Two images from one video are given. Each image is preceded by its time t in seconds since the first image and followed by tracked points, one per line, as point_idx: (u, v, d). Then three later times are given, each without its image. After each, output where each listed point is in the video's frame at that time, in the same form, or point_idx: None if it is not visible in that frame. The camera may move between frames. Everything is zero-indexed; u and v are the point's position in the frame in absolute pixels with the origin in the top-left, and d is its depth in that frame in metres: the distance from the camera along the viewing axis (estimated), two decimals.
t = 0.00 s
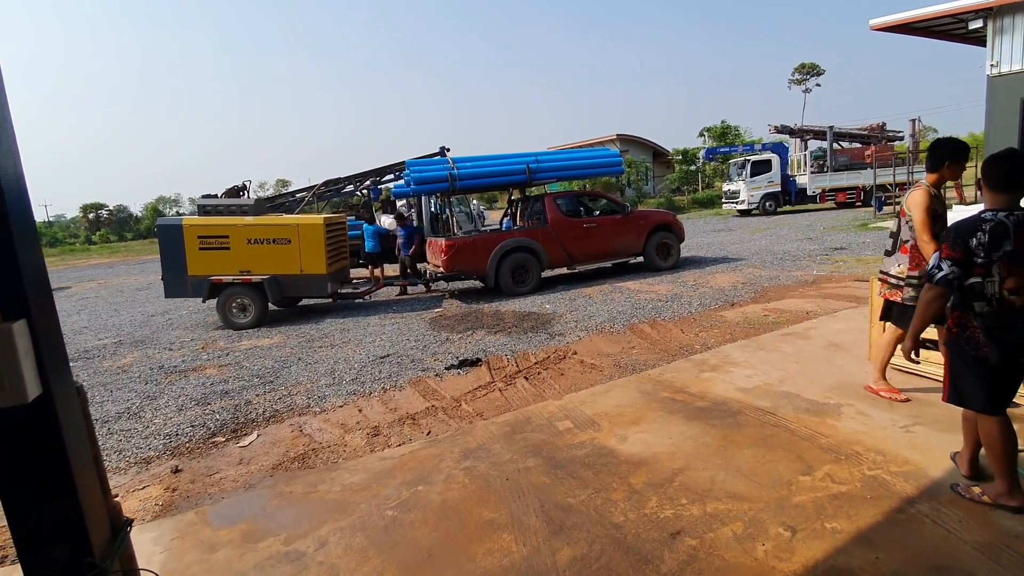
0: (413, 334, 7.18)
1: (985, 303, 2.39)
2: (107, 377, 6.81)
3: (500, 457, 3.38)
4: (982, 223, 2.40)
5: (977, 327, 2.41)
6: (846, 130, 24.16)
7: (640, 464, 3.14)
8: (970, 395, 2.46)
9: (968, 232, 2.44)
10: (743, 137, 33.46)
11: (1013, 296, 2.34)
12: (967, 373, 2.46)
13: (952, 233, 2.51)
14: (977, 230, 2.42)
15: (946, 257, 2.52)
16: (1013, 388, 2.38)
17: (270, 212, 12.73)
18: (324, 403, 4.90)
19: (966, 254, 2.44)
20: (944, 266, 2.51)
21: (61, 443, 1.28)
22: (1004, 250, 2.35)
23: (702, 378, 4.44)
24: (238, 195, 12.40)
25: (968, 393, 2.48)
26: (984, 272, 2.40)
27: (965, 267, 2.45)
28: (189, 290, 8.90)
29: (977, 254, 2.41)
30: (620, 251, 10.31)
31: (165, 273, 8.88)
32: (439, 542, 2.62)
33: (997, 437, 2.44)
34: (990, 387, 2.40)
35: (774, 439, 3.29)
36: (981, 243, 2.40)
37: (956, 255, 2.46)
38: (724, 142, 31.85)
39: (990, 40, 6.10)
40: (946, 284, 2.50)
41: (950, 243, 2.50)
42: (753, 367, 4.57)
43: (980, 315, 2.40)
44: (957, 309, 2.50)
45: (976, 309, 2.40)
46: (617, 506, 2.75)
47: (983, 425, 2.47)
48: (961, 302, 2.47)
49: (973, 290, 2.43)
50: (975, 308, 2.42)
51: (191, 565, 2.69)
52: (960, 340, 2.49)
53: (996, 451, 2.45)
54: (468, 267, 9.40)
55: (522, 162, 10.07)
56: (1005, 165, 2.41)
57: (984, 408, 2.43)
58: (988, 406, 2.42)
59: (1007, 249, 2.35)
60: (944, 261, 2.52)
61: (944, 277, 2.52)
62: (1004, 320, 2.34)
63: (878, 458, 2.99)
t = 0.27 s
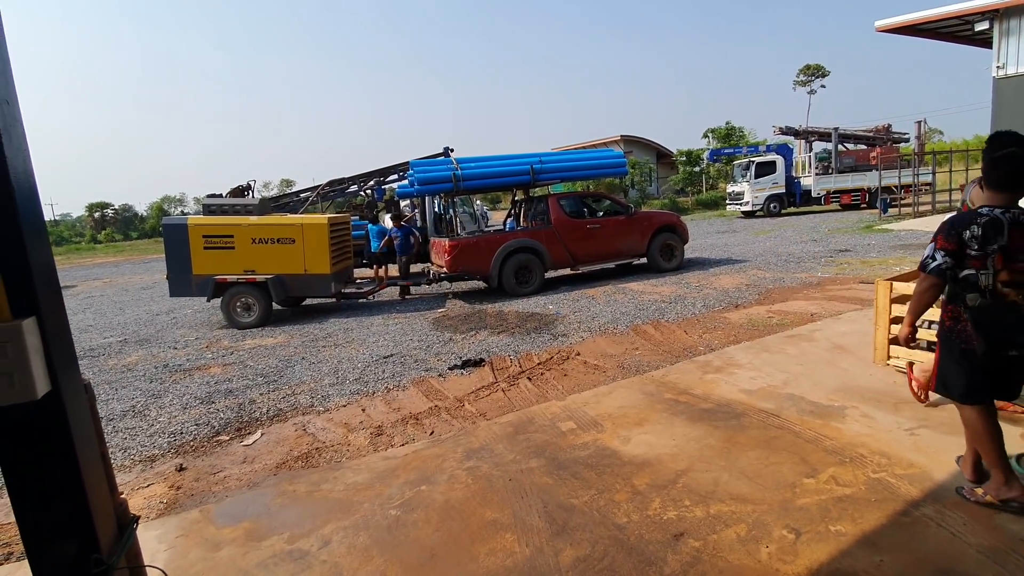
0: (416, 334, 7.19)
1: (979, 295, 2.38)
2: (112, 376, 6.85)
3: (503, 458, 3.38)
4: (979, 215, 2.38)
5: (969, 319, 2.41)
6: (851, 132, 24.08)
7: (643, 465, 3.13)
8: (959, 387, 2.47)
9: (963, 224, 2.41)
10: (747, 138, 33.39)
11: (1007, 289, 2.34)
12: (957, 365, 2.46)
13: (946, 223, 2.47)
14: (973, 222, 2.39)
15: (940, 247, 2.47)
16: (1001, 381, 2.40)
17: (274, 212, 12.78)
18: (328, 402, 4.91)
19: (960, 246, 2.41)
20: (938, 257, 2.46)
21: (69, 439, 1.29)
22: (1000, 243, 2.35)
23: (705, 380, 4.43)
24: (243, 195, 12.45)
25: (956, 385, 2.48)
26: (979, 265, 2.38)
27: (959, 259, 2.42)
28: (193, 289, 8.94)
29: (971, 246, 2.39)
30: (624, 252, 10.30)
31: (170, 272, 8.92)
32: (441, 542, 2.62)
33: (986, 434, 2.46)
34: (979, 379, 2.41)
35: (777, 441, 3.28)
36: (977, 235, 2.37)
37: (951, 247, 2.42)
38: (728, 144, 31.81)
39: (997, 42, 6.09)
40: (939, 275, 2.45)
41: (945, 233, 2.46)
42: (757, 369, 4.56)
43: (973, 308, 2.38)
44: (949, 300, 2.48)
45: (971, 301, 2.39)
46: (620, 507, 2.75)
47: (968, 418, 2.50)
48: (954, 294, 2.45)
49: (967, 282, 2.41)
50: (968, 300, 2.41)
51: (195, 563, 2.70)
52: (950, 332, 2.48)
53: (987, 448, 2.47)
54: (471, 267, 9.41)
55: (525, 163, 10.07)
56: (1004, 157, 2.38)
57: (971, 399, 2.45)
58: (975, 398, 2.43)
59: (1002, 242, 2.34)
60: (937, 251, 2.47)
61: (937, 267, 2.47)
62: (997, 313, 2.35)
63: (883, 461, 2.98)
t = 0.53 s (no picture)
0: (420, 334, 7.20)
1: (969, 290, 2.55)
2: (117, 374, 6.89)
3: (507, 458, 3.38)
4: (972, 215, 2.57)
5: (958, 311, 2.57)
6: (856, 133, 23.98)
7: (647, 466, 3.13)
8: (946, 376, 2.61)
9: (956, 223, 2.59)
10: (751, 139, 33.29)
11: (995, 284, 2.52)
12: (945, 355, 2.60)
13: (939, 223, 2.65)
14: (965, 222, 2.58)
15: (934, 245, 2.65)
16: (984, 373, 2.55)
17: (279, 212, 12.82)
18: (331, 401, 4.93)
19: (953, 243, 2.59)
20: (932, 253, 2.63)
21: (76, 436, 1.30)
22: (990, 242, 2.53)
23: (709, 381, 4.41)
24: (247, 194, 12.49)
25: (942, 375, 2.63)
26: (970, 261, 2.56)
27: (951, 255, 2.60)
28: (198, 288, 8.98)
29: (964, 243, 2.57)
30: (627, 252, 10.29)
31: (175, 271, 8.96)
32: (444, 541, 2.62)
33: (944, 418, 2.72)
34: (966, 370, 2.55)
35: (782, 443, 3.27)
36: (969, 234, 2.55)
37: (946, 243, 2.59)
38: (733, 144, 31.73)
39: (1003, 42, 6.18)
40: (933, 269, 2.61)
41: (938, 231, 2.64)
42: (761, 371, 4.54)
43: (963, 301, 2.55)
44: (940, 294, 2.65)
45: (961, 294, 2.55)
46: (623, 507, 2.74)
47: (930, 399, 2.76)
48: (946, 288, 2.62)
49: (958, 277, 2.59)
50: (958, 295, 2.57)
51: (200, 561, 2.71)
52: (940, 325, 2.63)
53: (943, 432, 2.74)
54: (475, 267, 9.42)
55: (529, 163, 10.07)
56: (998, 164, 2.55)
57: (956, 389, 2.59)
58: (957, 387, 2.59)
59: (991, 242, 2.53)
60: (932, 248, 2.64)
61: (931, 263, 2.63)
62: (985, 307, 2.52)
63: (889, 463, 2.96)
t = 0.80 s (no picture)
0: (426, 333, 7.20)
1: (952, 288, 2.73)
2: (127, 372, 6.95)
3: (512, 458, 3.38)
4: (951, 219, 2.72)
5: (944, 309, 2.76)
6: (865, 132, 23.78)
7: (653, 466, 3.11)
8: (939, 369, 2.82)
9: (936, 226, 2.76)
10: (759, 138, 33.09)
11: (977, 280, 2.69)
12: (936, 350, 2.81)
13: (922, 226, 2.83)
14: (945, 224, 2.74)
15: (917, 248, 2.82)
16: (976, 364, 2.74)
17: (286, 212, 12.89)
18: (338, 400, 4.94)
19: (935, 246, 2.76)
20: (916, 256, 2.81)
21: (85, 434, 1.31)
22: (969, 242, 2.68)
23: (716, 381, 4.39)
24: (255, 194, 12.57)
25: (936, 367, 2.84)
26: (951, 260, 2.72)
27: (933, 257, 2.78)
28: (206, 287, 9.04)
29: (944, 245, 2.73)
30: (633, 252, 10.26)
31: (184, 270, 9.04)
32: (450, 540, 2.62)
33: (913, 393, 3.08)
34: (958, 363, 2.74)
35: (789, 444, 3.24)
36: (949, 236, 2.72)
37: (927, 247, 2.76)
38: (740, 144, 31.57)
39: (1015, 40, 6.28)
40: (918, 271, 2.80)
41: (920, 235, 2.81)
42: (768, 371, 4.51)
43: (947, 299, 2.73)
44: (927, 293, 2.84)
45: (945, 293, 2.74)
46: (629, 508, 2.73)
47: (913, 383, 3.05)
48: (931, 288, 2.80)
49: (942, 277, 2.77)
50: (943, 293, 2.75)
51: (207, 558, 2.73)
52: (930, 321, 2.83)
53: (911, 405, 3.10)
54: (481, 267, 9.43)
55: (536, 163, 10.07)
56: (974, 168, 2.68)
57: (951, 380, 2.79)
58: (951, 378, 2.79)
59: (971, 241, 2.68)
60: (916, 251, 2.82)
61: (916, 265, 2.82)
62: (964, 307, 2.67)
63: (898, 465, 2.93)
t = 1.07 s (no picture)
0: (430, 332, 7.21)
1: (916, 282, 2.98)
2: (134, 370, 7.01)
3: (517, 457, 3.38)
4: (913, 219, 2.98)
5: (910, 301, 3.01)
6: (873, 130, 23.59)
7: (658, 466, 3.10)
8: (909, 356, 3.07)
9: (901, 226, 3.03)
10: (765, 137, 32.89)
11: (940, 274, 2.92)
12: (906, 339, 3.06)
13: (889, 227, 3.10)
14: (909, 224, 3.00)
15: (884, 246, 3.09)
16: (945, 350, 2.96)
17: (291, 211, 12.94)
18: (343, 399, 4.96)
19: (900, 244, 3.03)
20: (883, 253, 3.08)
21: (91, 432, 1.32)
22: (931, 239, 2.92)
23: (722, 381, 4.37)
24: (261, 194, 12.63)
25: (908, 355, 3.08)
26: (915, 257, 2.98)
27: (899, 254, 3.04)
28: (213, 286, 9.10)
29: (908, 243, 3.00)
30: (638, 251, 10.22)
31: (190, 269, 9.09)
32: (454, 539, 2.63)
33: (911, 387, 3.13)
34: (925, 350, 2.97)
35: (796, 444, 3.22)
36: (912, 235, 2.97)
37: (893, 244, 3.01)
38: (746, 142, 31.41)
39: None
40: (884, 268, 3.07)
41: (887, 235, 3.08)
42: (774, 371, 4.49)
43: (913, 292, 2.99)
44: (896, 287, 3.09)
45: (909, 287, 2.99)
46: (634, 508, 2.72)
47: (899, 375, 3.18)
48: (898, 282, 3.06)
49: (907, 272, 3.03)
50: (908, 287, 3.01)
51: (213, 555, 2.74)
52: (899, 313, 3.09)
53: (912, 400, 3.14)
54: (486, 266, 9.43)
55: (540, 162, 10.05)
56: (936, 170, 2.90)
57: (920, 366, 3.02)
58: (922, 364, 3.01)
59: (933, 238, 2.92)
60: (883, 250, 3.09)
61: (883, 262, 3.09)
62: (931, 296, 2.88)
63: (906, 466, 2.90)
